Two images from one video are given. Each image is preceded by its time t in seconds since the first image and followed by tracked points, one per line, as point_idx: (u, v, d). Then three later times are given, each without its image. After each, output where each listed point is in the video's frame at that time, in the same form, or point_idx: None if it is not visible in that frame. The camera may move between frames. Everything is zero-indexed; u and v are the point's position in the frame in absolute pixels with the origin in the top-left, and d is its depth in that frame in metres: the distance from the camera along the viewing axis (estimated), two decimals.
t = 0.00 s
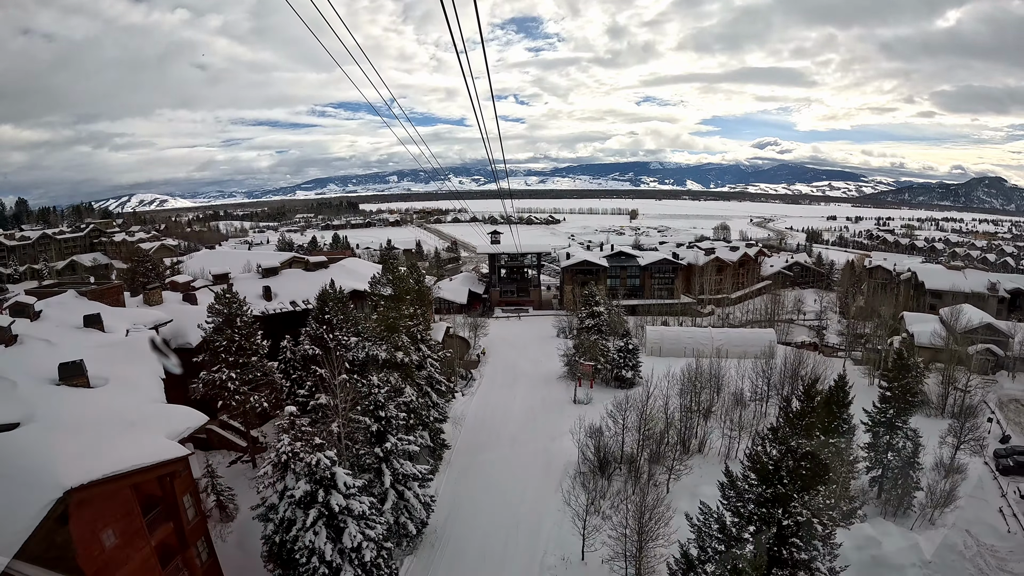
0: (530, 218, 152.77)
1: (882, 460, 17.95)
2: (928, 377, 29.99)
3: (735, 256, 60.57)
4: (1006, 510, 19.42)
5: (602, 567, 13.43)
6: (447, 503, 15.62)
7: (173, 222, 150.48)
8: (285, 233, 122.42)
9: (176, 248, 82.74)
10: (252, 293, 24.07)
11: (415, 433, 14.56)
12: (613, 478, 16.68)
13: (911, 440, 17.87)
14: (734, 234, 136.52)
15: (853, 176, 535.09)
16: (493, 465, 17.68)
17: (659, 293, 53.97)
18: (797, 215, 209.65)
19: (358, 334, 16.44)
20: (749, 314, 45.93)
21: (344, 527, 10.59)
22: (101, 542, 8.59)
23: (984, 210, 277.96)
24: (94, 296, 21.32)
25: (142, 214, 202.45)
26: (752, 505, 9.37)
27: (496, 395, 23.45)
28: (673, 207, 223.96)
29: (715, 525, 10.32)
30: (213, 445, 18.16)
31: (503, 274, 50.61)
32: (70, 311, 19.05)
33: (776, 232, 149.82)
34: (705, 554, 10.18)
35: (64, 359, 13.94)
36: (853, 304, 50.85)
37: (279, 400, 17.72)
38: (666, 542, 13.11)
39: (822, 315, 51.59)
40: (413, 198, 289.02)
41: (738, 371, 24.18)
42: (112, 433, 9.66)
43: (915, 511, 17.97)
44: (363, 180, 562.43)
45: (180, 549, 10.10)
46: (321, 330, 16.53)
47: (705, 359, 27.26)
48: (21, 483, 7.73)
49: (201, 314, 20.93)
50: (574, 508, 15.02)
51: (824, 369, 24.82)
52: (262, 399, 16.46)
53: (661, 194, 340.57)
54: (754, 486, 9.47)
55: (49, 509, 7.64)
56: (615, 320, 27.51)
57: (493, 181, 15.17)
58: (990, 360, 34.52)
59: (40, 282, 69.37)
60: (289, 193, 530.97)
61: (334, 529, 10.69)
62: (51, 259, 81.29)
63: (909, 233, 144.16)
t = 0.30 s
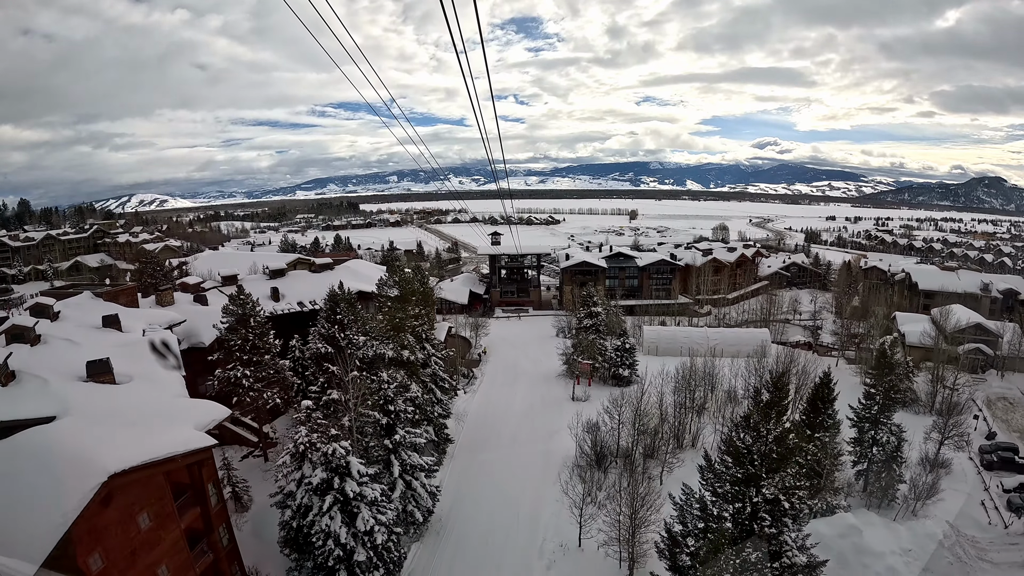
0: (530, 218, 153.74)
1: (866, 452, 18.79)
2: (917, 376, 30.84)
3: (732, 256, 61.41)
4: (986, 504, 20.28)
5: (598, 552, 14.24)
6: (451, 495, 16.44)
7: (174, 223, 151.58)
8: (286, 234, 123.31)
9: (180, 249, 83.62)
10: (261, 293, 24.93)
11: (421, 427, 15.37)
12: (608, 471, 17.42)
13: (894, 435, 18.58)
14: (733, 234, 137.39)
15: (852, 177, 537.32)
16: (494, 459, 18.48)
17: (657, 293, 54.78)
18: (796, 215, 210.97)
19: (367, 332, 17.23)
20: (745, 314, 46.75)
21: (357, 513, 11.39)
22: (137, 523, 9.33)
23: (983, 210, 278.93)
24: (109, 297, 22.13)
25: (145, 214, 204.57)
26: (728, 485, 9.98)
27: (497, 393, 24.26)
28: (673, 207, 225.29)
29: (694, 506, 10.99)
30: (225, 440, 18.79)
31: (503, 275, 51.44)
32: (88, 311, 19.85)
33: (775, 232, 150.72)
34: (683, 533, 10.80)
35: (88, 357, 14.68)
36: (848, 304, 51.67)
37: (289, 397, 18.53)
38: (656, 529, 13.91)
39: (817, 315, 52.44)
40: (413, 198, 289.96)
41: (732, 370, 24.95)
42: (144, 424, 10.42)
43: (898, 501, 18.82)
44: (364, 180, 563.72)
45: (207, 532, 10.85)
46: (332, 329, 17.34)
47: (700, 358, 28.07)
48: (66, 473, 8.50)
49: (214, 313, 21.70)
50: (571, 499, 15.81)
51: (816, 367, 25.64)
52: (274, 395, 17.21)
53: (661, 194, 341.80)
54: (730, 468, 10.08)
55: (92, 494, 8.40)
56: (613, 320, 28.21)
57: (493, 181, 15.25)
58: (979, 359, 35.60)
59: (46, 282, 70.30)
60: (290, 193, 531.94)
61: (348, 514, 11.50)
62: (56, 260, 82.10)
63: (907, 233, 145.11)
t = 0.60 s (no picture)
0: (530, 219, 154.63)
1: (851, 446, 19.64)
2: (907, 375, 31.67)
3: (729, 257, 62.23)
4: (968, 496, 21.13)
5: (594, 539, 15.09)
6: (456, 486, 17.29)
7: (176, 224, 152.25)
8: (288, 235, 124.29)
9: (183, 250, 84.54)
10: (269, 294, 25.75)
11: (427, 422, 16.23)
12: (605, 465, 18.25)
13: (878, 431, 19.37)
14: (731, 235, 138.27)
15: (852, 177, 538.30)
16: (496, 453, 19.31)
17: (655, 294, 55.60)
18: (795, 216, 211.82)
19: (374, 332, 18.02)
20: (741, 314, 47.57)
21: (368, 500, 12.26)
22: (169, 508, 10.05)
23: (981, 210, 280.00)
24: (123, 299, 22.92)
25: (144, 215, 204.77)
26: (706, 469, 10.52)
27: (498, 390, 25.09)
28: (672, 208, 226.16)
29: (673, 487, 11.51)
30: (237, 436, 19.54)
31: (503, 276, 52.28)
32: (105, 313, 20.65)
33: (774, 233, 151.63)
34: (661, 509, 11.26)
35: (111, 357, 15.49)
36: (843, 305, 52.46)
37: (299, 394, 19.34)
38: (650, 519, 14.75)
39: (813, 315, 53.26)
40: (413, 199, 290.70)
41: (725, 369, 25.71)
42: (173, 417, 11.17)
43: (881, 493, 19.66)
44: (364, 180, 564.52)
45: (228, 516, 11.55)
46: (342, 329, 18.19)
47: (696, 357, 28.87)
48: (107, 463, 9.25)
49: (226, 315, 22.45)
50: (569, 490, 16.67)
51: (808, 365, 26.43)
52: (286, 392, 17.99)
53: (660, 195, 342.80)
54: (708, 454, 10.66)
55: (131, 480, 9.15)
56: (610, 320, 29.00)
57: (493, 181, 14.91)
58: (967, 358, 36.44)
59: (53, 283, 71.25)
60: (290, 193, 532.73)
61: (360, 502, 12.36)
62: (59, 261, 82.78)
63: (905, 234, 146.09)
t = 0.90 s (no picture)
0: (529, 219, 155.60)
1: (837, 442, 20.46)
2: (897, 373, 32.54)
3: (726, 258, 63.08)
4: (952, 490, 21.94)
5: (590, 528, 15.94)
6: (460, 478, 18.15)
7: (178, 224, 153.21)
8: (290, 236, 125.19)
9: (187, 251, 85.33)
10: (277, 295, 26.55)
11: (432, 418, 17.05)
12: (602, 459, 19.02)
13: (864, 427, 20.13)
14: (730, 236, 139.16)
15: (851, 177, 539.07)
16: (497, 447, 20.14)
17: (652, 294, 56.44)
18: (795, 216, 212.71)
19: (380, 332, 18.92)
20: (737, 315, 48.44)
21: (378, 489, 13.11)
22: (196, 495, 10.82)
23: (980, 210, 280.99)
24: (136, 300, 23.68)
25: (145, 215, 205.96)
26: (690, 456, 10.24)
27: (499, 388, 25.91)
28: (672, 208, 227.25)
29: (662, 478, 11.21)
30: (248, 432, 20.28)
31: (504, 276, 53.18)
32: (120, 313, 21.40)
33: (772, 233, 152.57)
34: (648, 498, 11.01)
35: (131, 355, 16.27)
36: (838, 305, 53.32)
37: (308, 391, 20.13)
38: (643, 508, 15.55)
39: (808, 315, 54.13)
40: (413, 199, 291.64)
41: (719, 367, 26.45)
42: (198, 411, 11.92)
43: (867, 486, 20.42)
44: (364, 180, 565.64)
45: (248, 504, 12.30)
46: (351, 329, 19.00)
47: (692, 357, 29.70)
48: (142, 452, 9.99)
49: (239, 315, 23.32)
50: (567, 483, 17.50)
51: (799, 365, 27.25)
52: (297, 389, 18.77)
53: (660, 195, 343.93)
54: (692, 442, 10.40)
55: (164, 469, 9.88)
56: (608, 320, 29.77)
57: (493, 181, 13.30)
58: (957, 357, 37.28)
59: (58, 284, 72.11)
60: (290, 193, 533.53)
61: (370, 491, 13.20)
62: (64, 262, 83.66)
63: (903, 234, 146.99)
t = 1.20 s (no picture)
0: (529, 220, 156.53)
1: (826, 437, 21.28)
2: (889, 373, 33.37)
3: (724, 259, 63.93)
4: (936, 485, 22.74)
5: (587, 517, 16.81)
6: (463, 471, 19.04)
7: (179, 225, 154.10)
8: (291, 237, 125.88)
9: (189, 252, 86.08)
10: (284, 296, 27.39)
11: (437, 414, 17.86)
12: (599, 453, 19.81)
13: (850, 423, 20.96)
14: (729, 237, 140.08)
15: (851, 177, 540.19)
16: (499, 443, 20.96)
17: (650, 295, 57.27)
18: (794, 217, 213.68)
19: (386, 332, 19.73)
20: (734, 315, 49.29)
21: (388, 479, 13.94)
22: (220, 483, 11.61)
23: (978, 211, 281.98)
24: (149, 301, 24.46)
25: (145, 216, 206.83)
26: (676, 444, 10.93)
27: (499, 386, 26.75)
28: (671, 209, 227.94)
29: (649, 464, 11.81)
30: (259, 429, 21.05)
31: (504, 277, 54.01)
32: (134, 314, 22.19)
33: (771, 234, 153.53)
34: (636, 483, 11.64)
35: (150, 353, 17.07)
36: (833, 305, 54.14)
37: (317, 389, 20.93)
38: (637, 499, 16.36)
39: (804, 315, 54.94)
40: (413, 200, 292.44)
41: (715, 367, 27.16)
42: (220, 406, 12.74)
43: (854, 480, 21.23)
44: (364, 180, 567.13)
45: (265, 494, 13.08)
46: (359, 330, 19.84)
47: (688, 356, 30.48)
48: (171, 442, 10.77)
49: (249, 316, 24.06)
50: (565, 476, 18.33)
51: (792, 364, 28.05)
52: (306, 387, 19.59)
53: (660, 196, 344.96)
54: (678, 432, 11.10)
55: (193, 458, 10.68)
56: (606, 320, 30.56)
57: (492, 181, 14.54)
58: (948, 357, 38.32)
59: (63, 285, 72.84)
60: (290, 194, 534.12)
61: (379, 481, 14.04)
62: (67, 263, 84.45)
63: (902, 235, 147.79)
